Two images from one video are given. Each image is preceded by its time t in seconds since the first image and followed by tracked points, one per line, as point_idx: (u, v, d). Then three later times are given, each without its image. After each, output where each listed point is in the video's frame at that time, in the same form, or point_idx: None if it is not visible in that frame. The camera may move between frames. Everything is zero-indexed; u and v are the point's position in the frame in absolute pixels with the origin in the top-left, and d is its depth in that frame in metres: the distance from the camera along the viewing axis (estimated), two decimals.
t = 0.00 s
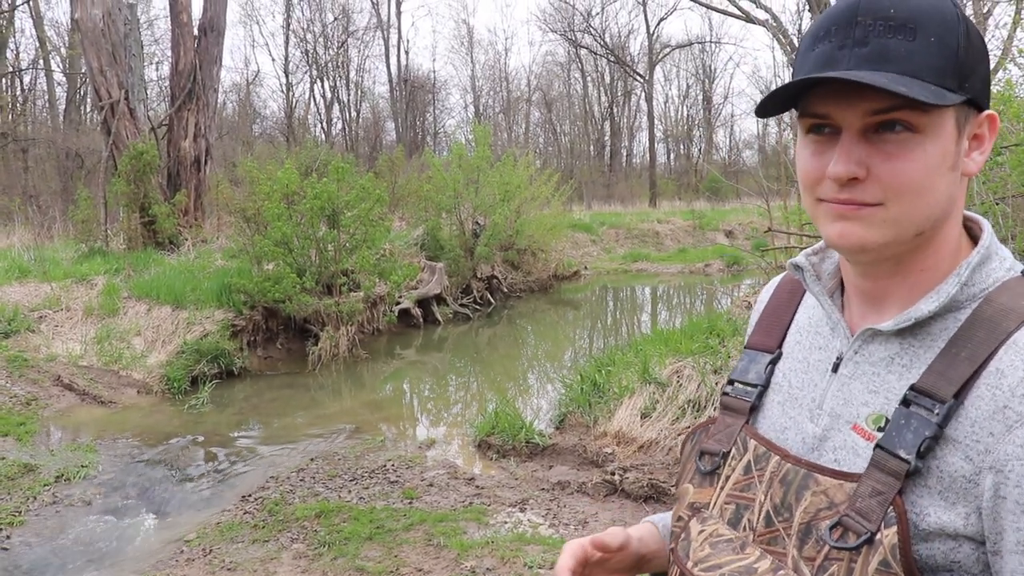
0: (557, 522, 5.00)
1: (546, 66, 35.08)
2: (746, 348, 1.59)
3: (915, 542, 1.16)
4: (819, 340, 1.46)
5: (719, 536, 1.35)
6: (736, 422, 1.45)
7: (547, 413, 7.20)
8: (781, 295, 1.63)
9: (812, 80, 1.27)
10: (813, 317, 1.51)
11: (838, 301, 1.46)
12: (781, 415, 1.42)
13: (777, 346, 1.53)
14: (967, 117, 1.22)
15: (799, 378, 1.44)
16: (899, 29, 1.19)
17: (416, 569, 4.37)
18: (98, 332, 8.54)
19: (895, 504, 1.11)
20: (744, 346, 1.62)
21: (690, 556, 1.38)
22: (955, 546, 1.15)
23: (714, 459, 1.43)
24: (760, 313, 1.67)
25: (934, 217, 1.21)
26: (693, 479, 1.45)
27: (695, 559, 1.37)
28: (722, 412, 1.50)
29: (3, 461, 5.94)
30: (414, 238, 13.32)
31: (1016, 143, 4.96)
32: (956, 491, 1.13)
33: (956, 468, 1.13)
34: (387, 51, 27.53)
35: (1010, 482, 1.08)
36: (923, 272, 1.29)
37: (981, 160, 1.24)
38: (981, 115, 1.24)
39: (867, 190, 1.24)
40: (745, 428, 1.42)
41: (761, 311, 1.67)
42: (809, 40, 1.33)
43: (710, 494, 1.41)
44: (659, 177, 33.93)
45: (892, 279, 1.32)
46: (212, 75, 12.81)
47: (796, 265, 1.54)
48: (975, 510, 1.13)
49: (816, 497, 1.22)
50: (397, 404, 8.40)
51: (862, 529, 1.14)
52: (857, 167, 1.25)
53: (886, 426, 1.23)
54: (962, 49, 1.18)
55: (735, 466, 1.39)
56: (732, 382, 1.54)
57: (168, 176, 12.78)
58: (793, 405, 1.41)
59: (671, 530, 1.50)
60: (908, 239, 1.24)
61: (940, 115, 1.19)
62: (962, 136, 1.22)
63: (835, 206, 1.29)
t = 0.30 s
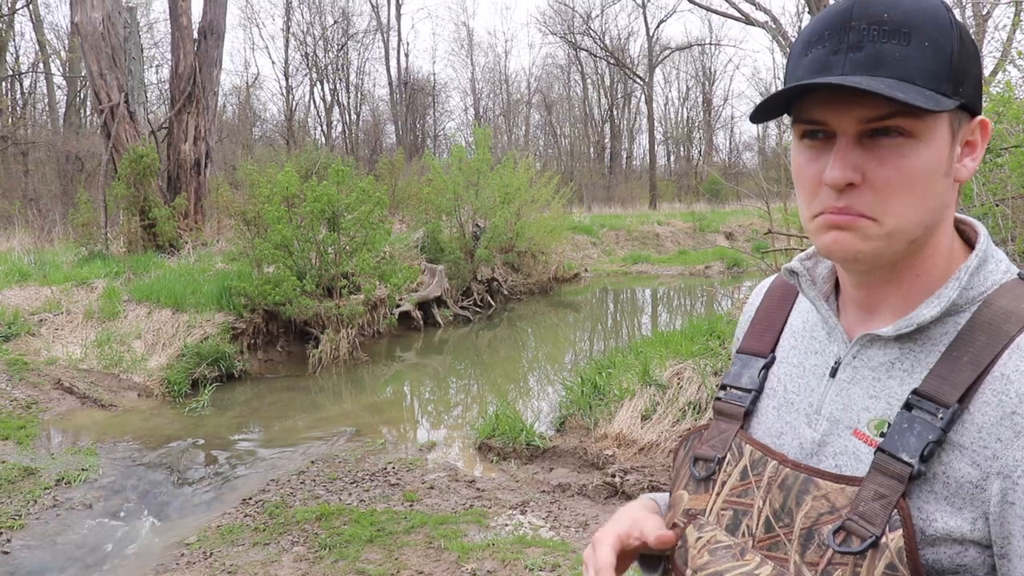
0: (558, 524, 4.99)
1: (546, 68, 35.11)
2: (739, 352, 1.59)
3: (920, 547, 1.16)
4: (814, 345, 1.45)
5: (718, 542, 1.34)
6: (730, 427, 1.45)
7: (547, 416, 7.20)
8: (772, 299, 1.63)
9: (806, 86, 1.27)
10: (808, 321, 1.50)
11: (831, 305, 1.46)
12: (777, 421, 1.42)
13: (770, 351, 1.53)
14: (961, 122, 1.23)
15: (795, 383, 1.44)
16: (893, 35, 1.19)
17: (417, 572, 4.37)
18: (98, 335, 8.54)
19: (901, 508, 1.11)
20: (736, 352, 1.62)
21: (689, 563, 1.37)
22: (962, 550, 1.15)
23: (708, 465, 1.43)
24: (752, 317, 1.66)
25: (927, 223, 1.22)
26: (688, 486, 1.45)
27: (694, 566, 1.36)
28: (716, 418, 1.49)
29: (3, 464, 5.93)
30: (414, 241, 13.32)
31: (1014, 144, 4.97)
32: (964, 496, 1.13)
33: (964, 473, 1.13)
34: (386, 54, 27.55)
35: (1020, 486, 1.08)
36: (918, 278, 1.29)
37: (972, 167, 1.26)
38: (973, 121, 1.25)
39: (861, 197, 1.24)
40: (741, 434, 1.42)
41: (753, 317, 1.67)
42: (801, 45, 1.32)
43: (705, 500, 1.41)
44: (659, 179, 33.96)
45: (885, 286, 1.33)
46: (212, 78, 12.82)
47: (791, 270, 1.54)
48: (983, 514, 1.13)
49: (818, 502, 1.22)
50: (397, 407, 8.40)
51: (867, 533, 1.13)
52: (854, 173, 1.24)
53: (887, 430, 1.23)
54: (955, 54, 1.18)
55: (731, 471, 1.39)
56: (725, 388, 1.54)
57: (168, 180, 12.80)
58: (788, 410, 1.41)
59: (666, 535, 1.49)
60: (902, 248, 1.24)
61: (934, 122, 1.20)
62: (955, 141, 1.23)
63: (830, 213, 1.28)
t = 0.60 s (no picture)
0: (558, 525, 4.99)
1: (545, 69, 35.12)
2: (721, 345, 1.55)
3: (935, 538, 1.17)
4: (805, 339, 1.45)
5: (723, 544, 1.33)
6: (721, 424, 1.43)
7: (547, 417, 7.20)
8: (753, 286, 1.61)
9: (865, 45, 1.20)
10: (797, 313, 1.49)
11: (825, 298, 1.46)
12: (769, 416, 1.40)
13: (755, 342, 1.50)
14: (993, 125, 1.23)
15: (787, 376, 1.43)
16: (956, 15, 1.14)
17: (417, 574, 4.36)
18: (98, 338, 8.54)
19: (917, 502, 1.12)
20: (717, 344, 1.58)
21: (693, 566, 1.36)
22: (972, 538, 1.16)
23: (703, 464, 1.41)
24: (731, 304, 1.64)
25: (944, 215, 1.22)
26: (684, 486, 1.44)
27: (699, 569, 1.35)
28: (705, 415, 1.47)
29: (4, 468, 5.93)
30: (414, 242, 13.32)
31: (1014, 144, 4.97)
32: (980, 485, 1.14)
33: (980, 461, 1.14)
34: (385, 55, 27.56)
35: None
36: (920, 267, 1.31)
37: (993, 171, 1.26)
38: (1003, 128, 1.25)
39: (887, 174, 1.21)
40: (734, 429, 1.41)
41: (729, 305, 1.63)
42: (855, 7, 1.25)
43: (703, 501, 1.40)
44: (658, 180, 33.96)
45: (889, 271, 1.34)
46: (211, 81, 12.83)
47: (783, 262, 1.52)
48: (998, 501, 1.14)
49: (827, 500, 1.22)
50: (397, 408, 8.40)
51: (882, 530, 1.14)
52: (884, 148, 1.21)
53: (893, 423, 1.24)
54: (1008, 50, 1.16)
55: (728, 471, 1.37)
56: (711, 382, 1.50)
57: (167, 183, 12.81)
58: (780, 403, 1.40)
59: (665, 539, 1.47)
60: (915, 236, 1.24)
61: (971, 118, 1.19)
62: (983, 141, 1.22)
63: (852, 185, 1.25)
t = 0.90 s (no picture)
0: (557, 526, 4.99)
1: (545, 69, 35.13)
2: (721, 350, 1.55)
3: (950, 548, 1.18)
4: (812, 343, 1.45)
5: (726, 552, 1.34)
6: (722, 430, 1.44)
7: (546, 417, 7.20)
8: (753, 290, 1.61)
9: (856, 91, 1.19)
10: (800, 319, 1.49)
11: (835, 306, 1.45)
12: (775, 424, 1.41)
13: (756, 348, 1.50)
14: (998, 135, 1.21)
15: (792, 382, 1.43)
16: (952, 41, 1.14)
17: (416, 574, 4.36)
18: (97, 337, 8.54)
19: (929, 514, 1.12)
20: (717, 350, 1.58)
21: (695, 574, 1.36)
22: (990, 551, 1.18)
23: (705, 470, 1.42)
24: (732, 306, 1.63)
25: (953, 239, 1.21)
26: (685, 492, 1.44)
27: None
28: (706, 421, 1.47)
29: (3, 467, 5.94)
30: (413, 242, 13.32)
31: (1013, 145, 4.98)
32: (996, 501, 1.16)
33: (998, 477, 1.15)
34: (385, 55, 27.56)
35: None
36: (930, 281, 1.31)
37: (999, 177, 1.25)
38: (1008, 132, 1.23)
39: (895, 211, 1.20)
40: (736, 436, 1.42)
41: (730, 310, 1.63)
42: (844, 32, 1.25)
43: (705, 506, 1.40)
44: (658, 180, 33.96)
45: (897, 287, 1.33)
46: (210, 81, 12.83)
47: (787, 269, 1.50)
48: (1015, 517, 1.16)
49: (833, 508, 1.23)
50: (397, 408, 8.41)
51: (891, 540, 1.14)
52: (892, 185, 1.20)
53: (903, 434, 1.25)
54: (1007, 66, 1.16)
55: (730, 477, 1.38)
56: (712, 389, 1.50)
57: (166, 182, 12.80)
58: (785, 411, 1.41)
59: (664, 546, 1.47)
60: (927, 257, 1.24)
61: (978, 142, 1.17)
62: (988, 155, 1.21)
63: (861, 221, 1.25)
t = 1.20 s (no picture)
0: (557, 526, 4.99)
1: (546, 70, 35.15)
2: (750, 347, 1.55)
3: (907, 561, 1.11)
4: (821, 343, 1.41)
5: (719, 540, 1.34)
6: (738, 424, 1.44)
7: (545, 417, 7.20)
8: (789, 289, 1.58)
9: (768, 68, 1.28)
10: (818, 319, 1.46)
11: (840, 308, 1.37)
12: (780, 421, 1.39)
13: (780, 347, 1.49)
14: (896, 132, 1.10)
15: (800, 382, 1.40)
16: (829, 31, 1.14)
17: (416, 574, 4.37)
18: (97, 336, 8.54)
19: (889, 521, 1.08)
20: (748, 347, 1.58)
21: (690, 558, 1.37)
22: (950, 568, 1.10)
23: (716, 461, 1.42)
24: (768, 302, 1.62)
25: (824, 226, 1.18)
26: (697, 481, 1.45)
27: (694, 562, 1.36)
28: (727, 414, 1.48)
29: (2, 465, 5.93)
30: (413, 242, 13.33)
31: (1013, 147, 4.99)
32: (956, 515, 1.08)
33: (958, 491, 1.07)
34: (386, 55, 27.59)
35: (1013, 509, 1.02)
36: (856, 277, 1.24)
37: (916, 181, 1.10)
38: (919, 130, 1.08)
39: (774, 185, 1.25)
40: (749, 431, 1.40)
41: (766, 307, 1.61)
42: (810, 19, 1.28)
43: (711, 497, 1.40)
44: (658, 181, 33.96)
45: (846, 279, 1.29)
46: (212, 80, 12.84)
47: (800, 267, 1.46)
48: (973, 534, 1.07)
49: (811, 507, 1.20)
50: (396, 408, 8.41)
51: (852, 543, 1.10)
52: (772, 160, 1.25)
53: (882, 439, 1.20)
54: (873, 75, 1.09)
55: (736, 470, 1.37)
56: (737, 382, 1.51)
57: (167, 181, 12.80)
58: (791, 410, 1.38)
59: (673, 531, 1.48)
60: (817, 245, 1.22)
61: (841, 130, 1.13)
62: (877, 149, 1.12)
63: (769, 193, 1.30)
